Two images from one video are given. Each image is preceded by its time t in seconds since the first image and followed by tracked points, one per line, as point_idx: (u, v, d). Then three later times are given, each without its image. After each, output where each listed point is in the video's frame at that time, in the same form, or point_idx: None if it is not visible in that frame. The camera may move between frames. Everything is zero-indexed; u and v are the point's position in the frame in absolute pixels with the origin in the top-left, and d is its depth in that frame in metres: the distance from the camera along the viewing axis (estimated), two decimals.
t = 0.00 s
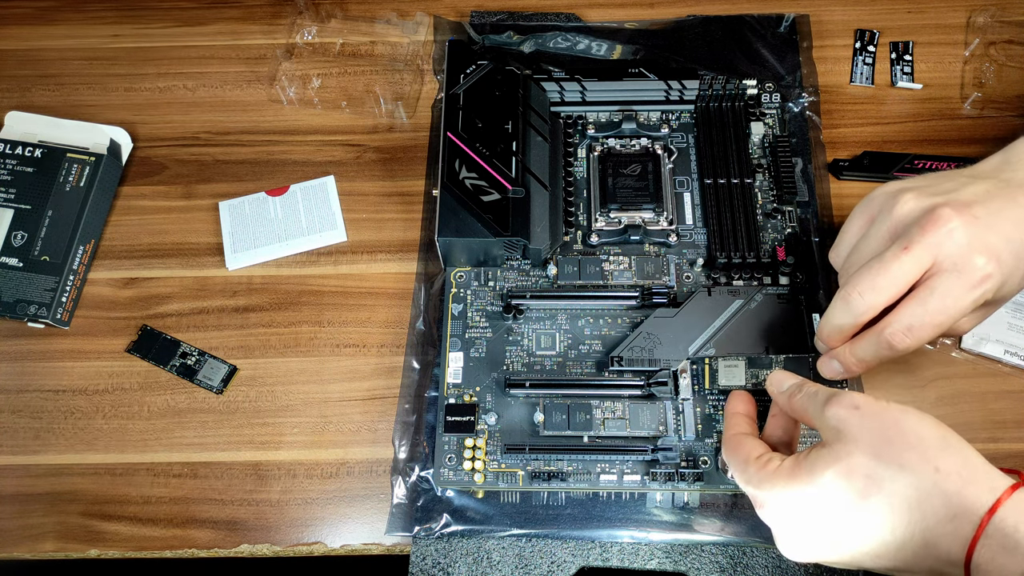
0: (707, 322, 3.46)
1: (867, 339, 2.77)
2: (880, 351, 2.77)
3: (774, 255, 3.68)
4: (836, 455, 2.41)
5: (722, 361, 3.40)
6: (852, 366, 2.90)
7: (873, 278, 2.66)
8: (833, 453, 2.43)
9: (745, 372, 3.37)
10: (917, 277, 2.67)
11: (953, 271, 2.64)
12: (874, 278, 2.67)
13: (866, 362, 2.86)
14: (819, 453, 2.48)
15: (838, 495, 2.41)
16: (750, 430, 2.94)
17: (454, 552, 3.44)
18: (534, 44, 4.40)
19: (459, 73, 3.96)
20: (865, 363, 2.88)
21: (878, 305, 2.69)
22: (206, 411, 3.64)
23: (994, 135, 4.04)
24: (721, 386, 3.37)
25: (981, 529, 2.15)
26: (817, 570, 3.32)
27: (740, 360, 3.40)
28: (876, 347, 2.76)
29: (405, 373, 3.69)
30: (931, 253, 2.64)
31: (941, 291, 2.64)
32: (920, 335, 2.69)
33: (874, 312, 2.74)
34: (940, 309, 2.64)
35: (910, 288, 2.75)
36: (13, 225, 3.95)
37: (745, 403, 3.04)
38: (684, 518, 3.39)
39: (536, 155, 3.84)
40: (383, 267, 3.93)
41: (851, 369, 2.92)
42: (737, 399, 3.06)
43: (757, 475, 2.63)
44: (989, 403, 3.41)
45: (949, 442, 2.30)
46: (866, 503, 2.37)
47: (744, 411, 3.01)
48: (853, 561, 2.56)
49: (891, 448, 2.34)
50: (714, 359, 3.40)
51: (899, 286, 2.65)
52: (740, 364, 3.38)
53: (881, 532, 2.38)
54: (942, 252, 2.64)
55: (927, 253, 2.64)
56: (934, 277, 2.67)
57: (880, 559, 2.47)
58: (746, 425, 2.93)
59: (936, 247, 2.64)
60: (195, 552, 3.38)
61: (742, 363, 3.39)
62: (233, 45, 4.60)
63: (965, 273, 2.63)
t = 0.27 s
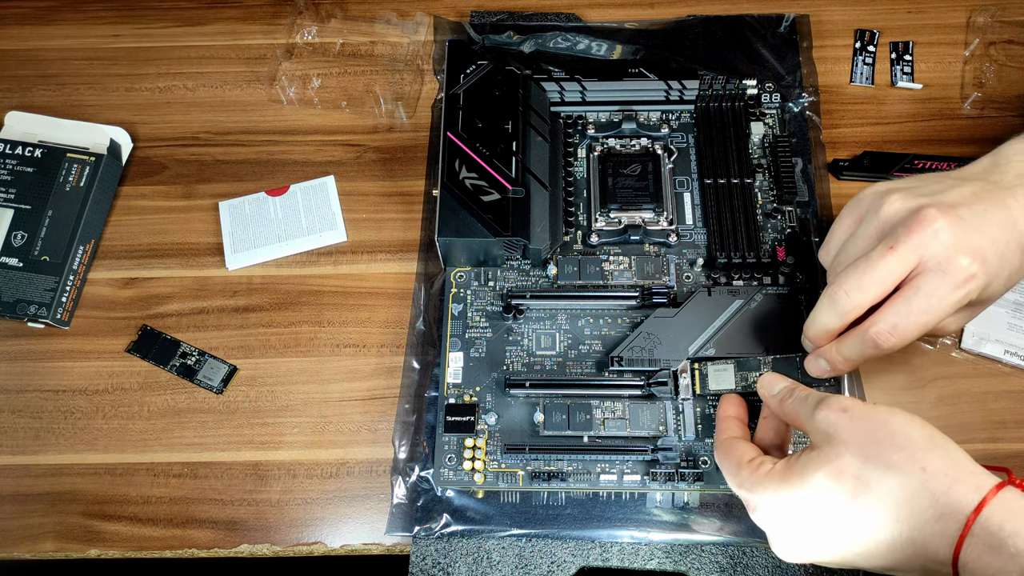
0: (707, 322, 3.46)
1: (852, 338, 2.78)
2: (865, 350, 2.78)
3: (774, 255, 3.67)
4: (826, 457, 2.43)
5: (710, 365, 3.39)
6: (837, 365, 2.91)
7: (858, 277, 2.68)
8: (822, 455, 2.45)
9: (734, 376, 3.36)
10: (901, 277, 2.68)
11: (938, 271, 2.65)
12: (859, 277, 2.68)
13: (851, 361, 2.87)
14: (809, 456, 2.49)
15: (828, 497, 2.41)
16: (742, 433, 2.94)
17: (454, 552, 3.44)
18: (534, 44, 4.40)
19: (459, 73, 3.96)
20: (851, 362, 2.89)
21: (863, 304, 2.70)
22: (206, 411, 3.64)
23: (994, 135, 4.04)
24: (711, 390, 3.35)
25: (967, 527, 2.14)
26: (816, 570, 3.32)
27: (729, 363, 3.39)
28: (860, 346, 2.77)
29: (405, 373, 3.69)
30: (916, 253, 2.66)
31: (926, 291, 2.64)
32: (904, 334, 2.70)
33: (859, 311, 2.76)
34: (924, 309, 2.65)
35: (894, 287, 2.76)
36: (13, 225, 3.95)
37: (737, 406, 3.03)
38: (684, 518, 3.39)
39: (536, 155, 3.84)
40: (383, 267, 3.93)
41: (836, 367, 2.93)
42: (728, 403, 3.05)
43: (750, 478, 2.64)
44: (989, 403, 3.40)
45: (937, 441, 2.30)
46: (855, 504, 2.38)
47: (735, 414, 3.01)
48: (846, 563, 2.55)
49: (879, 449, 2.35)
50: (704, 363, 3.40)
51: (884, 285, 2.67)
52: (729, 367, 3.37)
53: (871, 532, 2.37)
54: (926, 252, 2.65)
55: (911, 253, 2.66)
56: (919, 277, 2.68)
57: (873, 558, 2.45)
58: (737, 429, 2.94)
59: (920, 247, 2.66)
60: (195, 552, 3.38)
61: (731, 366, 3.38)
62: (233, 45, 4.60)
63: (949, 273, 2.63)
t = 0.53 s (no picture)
0: (707, 322, 3.46)
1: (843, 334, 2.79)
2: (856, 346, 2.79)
3: (774, 255, 3.67)
4: (821, 454, 2.42)
5: (705, 364, 3.41)
6: (829, 361, 2.92)
7: (848, 274, 2.69)
8: (817, 452, 2.44)
9: (728, 374, 3.38)
10: (892, 274, 2.68)
11: (928, 269, 2.64)
12: (849, 275, 2.69)
13: (842, 357, 2.88)
14: (805, 453, 2.48)
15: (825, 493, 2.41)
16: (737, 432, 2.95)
17: (454, 552, 3.44)
18: (534, 44, 4.40)
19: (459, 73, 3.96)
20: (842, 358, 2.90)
21: (853, 301, 2.71)
22: (207, 411, 3.64)
23: (994, 134, 4.04)
24: (705, 388, 3.37)
25: (962, 521, 2.17)
26: (816, 570, 3.33)
27: (724, 362, 3.41)
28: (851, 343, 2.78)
29: (405, 373, 3.69)
30: (906, 251, 2.66)
31: (916, 288, 2.64)
32: (895, 331, 2.70)
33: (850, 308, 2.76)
34: (914, 306, 2.65)
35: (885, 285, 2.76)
36: (13, 225, 3.95)
37: (732, 404, 3.04)
38: (684, 518, 3.39)
39: (536, 155, 3.84)
40: (383, 267, 3.93)
41: (828, 363, 2.94)
42: (723, 402, 3.06)
43: (746, 477, 2.62)
44: (989, 403, 3.39)
45: (931, 437, 2.32)
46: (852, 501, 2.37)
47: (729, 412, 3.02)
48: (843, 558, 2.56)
49: (874, 445, 2.35)
50: (698, 362, 3.41)
51: (874, 283, 2.67)
52: (723, 365, 3.39)
53: (868, 529, 2.37)
54: (916, 249, 2.65)
55: (901, 250, 2.66)
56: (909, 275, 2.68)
57: (870, 554, 2.46)
58: (732, 428, 2.94)
59: (911, 244, 2.66)
60: (195, 552, 3.38)
61: (725, 365, 3.40)
62: (233, 45, 4.60)
63: (939, 271, 2.63)
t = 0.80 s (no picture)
0: (707, 322, 3.46)
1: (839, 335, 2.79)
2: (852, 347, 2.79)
3: (774, 255, 3.67)
4: (821, 454, 2.43)
5: (704, 366, 3.41)
6: (826, 362, 2.93)
7: (845, 275, 2.69)
8: (817, 453, 2.45)
9: (727, 376, 3.38)
10: (889, 276, 2.68)
11: (925, 271, 2.64)
12: (846, 276, 2.69)
13: (839, 358, 2.89)
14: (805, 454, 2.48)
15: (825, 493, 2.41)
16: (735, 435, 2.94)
17: (454, 552, 3.44)
18: (534, 44, 4.40)
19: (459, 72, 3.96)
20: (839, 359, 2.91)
21: (850, 302, 2.71)
22: (207, 411, 3.64)
23: (994, 134, 4.04)
24: (705, 390, 3.37)
25: (962, 520, 2.17)
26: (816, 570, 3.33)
27: (722, 363, 3.41)
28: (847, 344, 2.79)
29: (405, 373, 3.69)
30: (903, 253, 2.66)
31: (913, 290, 2.64)
32: (890, 332, 2.70)
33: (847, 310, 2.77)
34: (910, 308, 2.65)
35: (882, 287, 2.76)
36: (13, 225, 3.95)
37: (730, 407, 3.04)
38: (684, 518, 3.39)
39: (536, 155, 3.84)
40: (384, 267, 3.93)
41: (825, 364, 2.95)
42: (721, 405, 3.05)
43: (746, 478, 2.61)
44: (989, 403, 3.39)
45: (930, 437, 2.32)
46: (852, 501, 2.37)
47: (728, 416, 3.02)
48: (842, 559, 2.55)
49: (873, 445, 2.36)
50: (697, 364, 3.41)
51: (871, 284, 2.67)
52: (722, 367, 3.39)
53: (868, 530, 2.37)
54: (913, 252, 2.65)
55: (898, 252, 2.66)
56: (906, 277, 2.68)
57: (870, 555, 2.45)
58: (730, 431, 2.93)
59: (908, 247, 2.66)
60: (195, 552, 3.38)
61: (723, 367, 3.40)
62: (233, 45, 4.60)
63: (935, 273, 2.63)
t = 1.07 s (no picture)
0: (707, 323, 3.46)
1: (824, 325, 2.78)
2: (836, 337, 2.78)
3: (774, 255, 3.67)
4: (827, 454, 2.43)
5: (703, 367, 3.40)
6: (813, 353, 2.93)
7: (829, 263, 2.70)
8: (823, 452, 2.45)
9: (725, 377, 3.37)
10: (872, 265, 2.69)
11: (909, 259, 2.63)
12: (830, 264, 2.70)
13: (825, 348, 2.87)
14: (810, 454, 2.48)
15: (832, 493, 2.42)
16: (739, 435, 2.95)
17: (454, 552, 3.44)
18: (534, 44, 4.40)
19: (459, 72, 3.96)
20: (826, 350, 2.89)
21: (834, 290, 2.71)
22: (207, 411, 3.64)
23: (994, 134, 4.04)
24: (704, 391, 3.37)
25: (972, 522, 2.17)
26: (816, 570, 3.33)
27: (721, 364, 3.40)
28: (832, 333, 2.78)
29: (405, 373, 3.69)
30: (887, 241, 2.67)
31: (897, 278, 2.63)
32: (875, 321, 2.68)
33: (832, 299, 2.77)
34: (894, 296, 2.63)
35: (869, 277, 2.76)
36: (13, 225, 3.95)
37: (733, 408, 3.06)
38: (683, 518, 3.39)
39: (536, 155, 3.84)
40: (384, 267, 3.93)
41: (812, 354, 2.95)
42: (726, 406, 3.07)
43: (751, 477, 2.62)
44: (989, 403, 3.39)
45: (938, 438, 2.32)
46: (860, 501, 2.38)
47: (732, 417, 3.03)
48: (844, 560, 2.56)
49: (881, 446, 2.36)
50: (696, 365, 3.41)
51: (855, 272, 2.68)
52: (721, 368, 3.39)
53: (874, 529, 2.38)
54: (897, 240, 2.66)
55: (882, 241, 2.67)
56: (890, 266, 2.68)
57: (875, 555, 2.46)
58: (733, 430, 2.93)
59: (892, 235, 2.67)
60: (195, 552, 3.38)
61: (722, 368, 3.39)
62: (233, 45, 4.60)
63: (919, 262, 2.62)
